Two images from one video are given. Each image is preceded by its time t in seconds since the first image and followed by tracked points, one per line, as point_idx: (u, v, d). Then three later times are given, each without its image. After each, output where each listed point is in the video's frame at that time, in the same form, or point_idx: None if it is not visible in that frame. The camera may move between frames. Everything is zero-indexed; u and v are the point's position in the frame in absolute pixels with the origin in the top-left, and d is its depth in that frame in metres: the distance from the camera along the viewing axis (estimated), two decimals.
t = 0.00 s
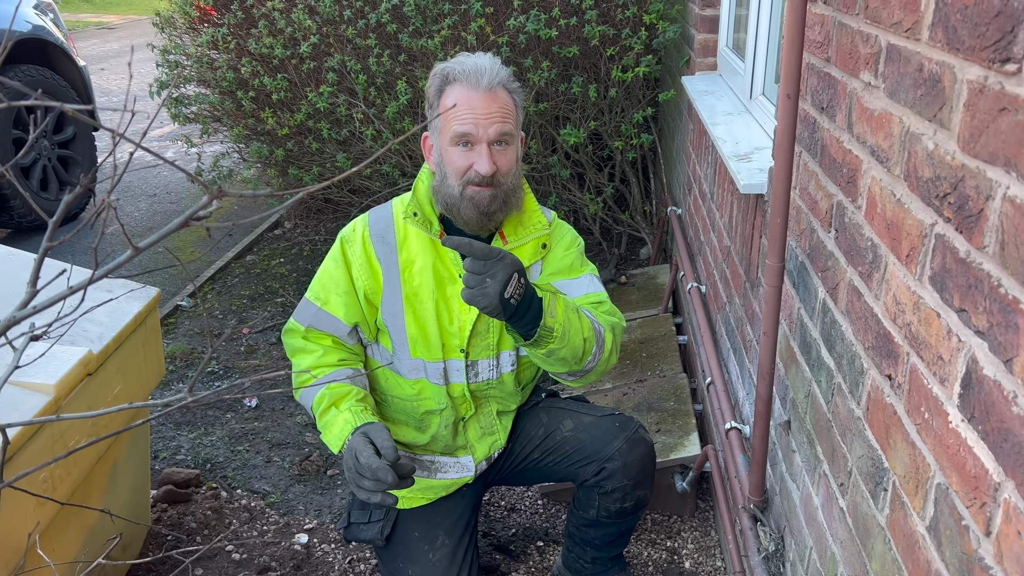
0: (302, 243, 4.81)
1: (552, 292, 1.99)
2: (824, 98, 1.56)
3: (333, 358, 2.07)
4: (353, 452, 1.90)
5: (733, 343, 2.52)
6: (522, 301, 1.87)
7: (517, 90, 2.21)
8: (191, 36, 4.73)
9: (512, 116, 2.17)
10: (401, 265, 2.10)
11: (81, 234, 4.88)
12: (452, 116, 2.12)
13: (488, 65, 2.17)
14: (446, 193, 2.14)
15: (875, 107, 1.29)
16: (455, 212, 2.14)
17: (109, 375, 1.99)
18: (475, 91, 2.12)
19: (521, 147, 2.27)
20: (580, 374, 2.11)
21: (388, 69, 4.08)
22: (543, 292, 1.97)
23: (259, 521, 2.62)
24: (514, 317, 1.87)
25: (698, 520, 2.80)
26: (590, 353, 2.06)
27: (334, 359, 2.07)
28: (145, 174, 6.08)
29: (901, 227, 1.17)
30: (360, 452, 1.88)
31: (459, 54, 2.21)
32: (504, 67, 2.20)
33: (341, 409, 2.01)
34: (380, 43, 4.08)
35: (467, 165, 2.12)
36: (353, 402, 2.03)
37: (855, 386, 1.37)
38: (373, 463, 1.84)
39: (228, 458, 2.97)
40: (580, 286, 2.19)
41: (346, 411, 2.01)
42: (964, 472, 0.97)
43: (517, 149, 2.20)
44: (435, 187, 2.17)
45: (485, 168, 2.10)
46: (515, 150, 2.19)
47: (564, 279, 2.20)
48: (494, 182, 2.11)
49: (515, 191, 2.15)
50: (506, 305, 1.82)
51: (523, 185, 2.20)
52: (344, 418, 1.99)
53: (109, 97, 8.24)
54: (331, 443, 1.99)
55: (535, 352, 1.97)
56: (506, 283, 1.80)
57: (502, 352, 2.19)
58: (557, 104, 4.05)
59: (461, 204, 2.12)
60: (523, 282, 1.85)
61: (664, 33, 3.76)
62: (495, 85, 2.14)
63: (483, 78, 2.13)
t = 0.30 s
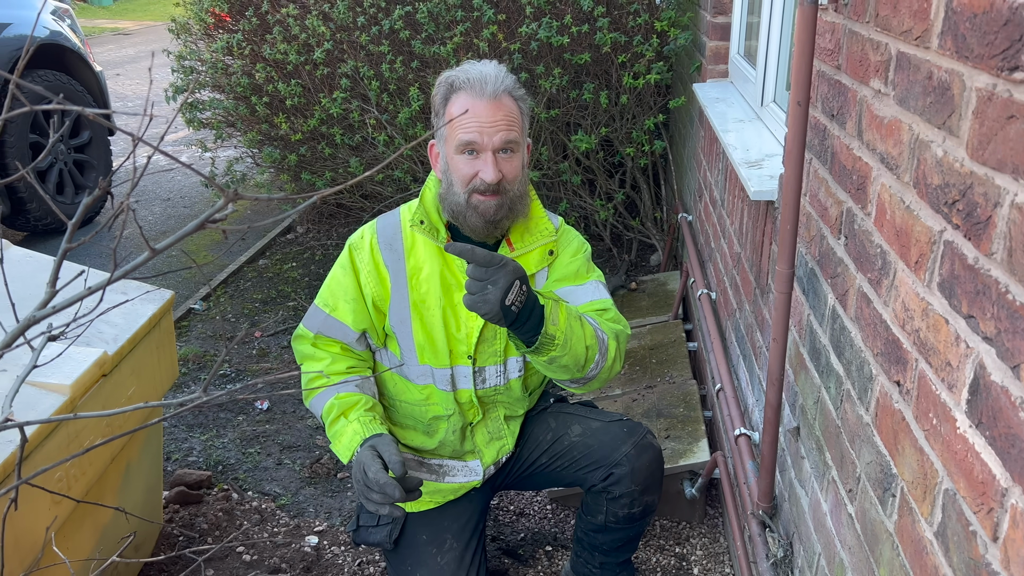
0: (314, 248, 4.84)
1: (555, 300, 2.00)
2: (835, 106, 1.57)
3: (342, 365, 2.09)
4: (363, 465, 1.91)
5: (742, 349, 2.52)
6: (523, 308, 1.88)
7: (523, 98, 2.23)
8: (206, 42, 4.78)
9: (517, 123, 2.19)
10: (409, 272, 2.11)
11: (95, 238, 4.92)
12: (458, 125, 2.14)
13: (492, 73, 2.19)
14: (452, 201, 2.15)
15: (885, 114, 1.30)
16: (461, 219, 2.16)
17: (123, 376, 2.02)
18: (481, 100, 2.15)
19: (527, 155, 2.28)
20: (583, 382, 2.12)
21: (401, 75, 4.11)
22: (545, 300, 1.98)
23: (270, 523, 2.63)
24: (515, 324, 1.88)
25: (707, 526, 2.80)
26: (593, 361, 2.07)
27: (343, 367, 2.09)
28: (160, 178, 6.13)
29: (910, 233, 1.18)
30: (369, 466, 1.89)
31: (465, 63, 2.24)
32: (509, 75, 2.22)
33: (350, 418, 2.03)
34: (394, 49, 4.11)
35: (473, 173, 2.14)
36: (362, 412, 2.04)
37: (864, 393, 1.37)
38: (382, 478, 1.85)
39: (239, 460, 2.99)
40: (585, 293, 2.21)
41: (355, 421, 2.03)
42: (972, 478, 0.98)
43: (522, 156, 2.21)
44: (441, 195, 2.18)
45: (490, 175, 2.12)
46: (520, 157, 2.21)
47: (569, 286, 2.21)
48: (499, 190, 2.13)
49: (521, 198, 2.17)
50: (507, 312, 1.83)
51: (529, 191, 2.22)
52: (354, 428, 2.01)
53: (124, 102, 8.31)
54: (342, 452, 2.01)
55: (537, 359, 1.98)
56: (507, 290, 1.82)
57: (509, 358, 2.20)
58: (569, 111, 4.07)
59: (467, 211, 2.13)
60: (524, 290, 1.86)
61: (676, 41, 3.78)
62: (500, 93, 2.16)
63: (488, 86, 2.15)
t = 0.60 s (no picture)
0: (327, 252, 4.87)
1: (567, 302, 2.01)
2: (849, 112, 1.57)
3: (356, 371, 2.10)
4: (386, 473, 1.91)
5: (755, 356, 2.52)
6: (535, 310, 1.88)
7: (534, 104, 2.24)
8: (221, 47, 4.82)
9: (529, 130, 2.19)
10: (422, 277, 2.12)
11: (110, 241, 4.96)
12: (470, 132, 2.15)
13: (505, 80, 2.20)
14: (465, 208, 2.16)
15: (900, 120, 1.30)
16: (473, 226, 2.17)
17: (139, 377, 2.03)
18: (493, 107, 2.15)
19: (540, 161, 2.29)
20: (595, 386, 2.12)
21: (415, 81, 4.13)
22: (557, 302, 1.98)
23: (282, 526, 2.65)
24: (527, 325, 1.88)
25: (718, 533, 2.79)
26: (604, 364, 2.07)
27: (357, 373, 2.10)
28: (174, 182, 6.18)
29: (925, 240, 1.18)
30: (393, 477, 1.90)
31: (477, 70, 2.24)
32: (521, 82, 2.22)
33: (368, 426, 2.04)
34: (407, 55, 4.14)
35: (485, 180, 2.15)
36: (380, 420, 2.05)
37: (878, 400, 1.37)
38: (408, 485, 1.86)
39: (251, 463, 3.00)
40: (597, 297, 2.21)
41: (373, 430, 2.03)
42: (987, 485, 0.98)
43: (534, 163, 2.22)
44: (454, 202, 2.19)
45: (502, 183, 2.13)
46: (532, 163, 2.22)
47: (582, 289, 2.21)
48: (511, 197, 2.14)
49: (533, 204, 2.18)
50: (518, 312, 1.84)
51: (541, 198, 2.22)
52: (372, 436, 2.02)
53: (139, 107, 8.39)
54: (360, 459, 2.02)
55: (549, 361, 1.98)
56: (519, 289, 1.82)
57: (521, 364, 2.20)
58: (581, 116, 4.07)
59: (479, 218, 2.14)
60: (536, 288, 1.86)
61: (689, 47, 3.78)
62: (512, 100, 2.17)
63: (500, 93, 2.16)
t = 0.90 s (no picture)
0: (336, 255, 4.88)
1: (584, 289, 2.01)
2: (862, 117, 1.56)
3: (410, 388, 2.07)
4: (528, 473, 1.99)
5: (766, 361, 2.51)
6: (552, 297, 1.87)
7: (532, 102, 2.22)
8: (232, 51, 4.85)
9: (529, 129, 2.17)
10: (445, 285, 2.12)
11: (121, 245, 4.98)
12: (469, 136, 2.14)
13: (500, 82, 2.19)
14: (473, 214, 2.16)
15: (914, 126, 1.29)
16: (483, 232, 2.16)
17: (151, 380, 2.04)
18: (490, 110, 2.15)
19: (543, 159, 2.27)
20: (617, 374, 2.13)
21: (425, 86, 4.14)
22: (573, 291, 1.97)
23: (291, 529, 2.65)
24: (545, 312, 1.87)
25: (728, 539, 2.78)
26: (625, 351, 2.08)
27: (412, 390, 2.07)
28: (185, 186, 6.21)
29: (940, 245, 1.17)
30: (526, 479, 1.99)
31: (472, 76, 2.24)
32: (517, 82, 2.21)
33: (453, 442, 2.04)
34: (417, 60, 4.15)
35: (489, 183, 2.14)
36: (457, 432, 2.06)
37: (891, 406, 1.36)
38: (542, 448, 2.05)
39: (261, 466, 3.01)
40: (609, 286, 2.22)
41: (461, 443, 2.05)
42: (1003, 492, 0.97)
43: (537, 162, 2.20)
44: (462, 208, 2.19)
45: (506, 184, 2.12)
46: (535, 162, 2.20)
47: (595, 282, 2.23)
48: (516, 199, 2.13)
49: (539, 205, 2.17)
50: (536, 300, 1.83)
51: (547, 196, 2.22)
52: (464, 450, 2.04)
53: (150, 110, 8.44)
54: (463, 478, 2.03)
55: (570, 352, 1.97)
56: (536, 276, 1.81)
57: (537, 366, 2.20)
58: (591, 121, 4.07)
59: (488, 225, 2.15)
60: (552, 276, 1.86)
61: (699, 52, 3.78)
62: (509, 101, 2.16)
63: (495, 95, 2.16)
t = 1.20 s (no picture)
0: (343, 258, 4.89)
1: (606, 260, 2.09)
2: (870, 121, 1.56)
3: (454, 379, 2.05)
4: (532, 358, 1.84)
5: (773, 365, 2.50)
6: (577, 261, 1.92)
7: (521, 103, 2.22)
8: (241, 55, 4.87)
9: (519, 130, 2.15)
10: (464, 290, 2.12)
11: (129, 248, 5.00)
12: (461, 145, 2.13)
13: (483, 88, 2.19)
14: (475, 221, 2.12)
15: (922, 129, 1.29)
16: (487, 238, 2.13)
17: (159, 382, 2.05)
18: (478, 117, 2.15)
19: (537, 158, 2.25)
20: (646, 343, 2.20)
21: (432, 89, 4.14)
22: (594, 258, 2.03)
23: (297, 531, 2.65)
24: (571, 277, 1.92)
25: (734, 544, 2.77)
26: (652, 318, 2.18)
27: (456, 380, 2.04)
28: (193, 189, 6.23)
29: (948, 249, 1.17)
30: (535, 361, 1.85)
31: (456, 85, 2.25)
32: (501, 85, 2.21)
33: (475, 385, 1.96)
34: (425, 63, 4.16)
35: (486, 190, 2.11)
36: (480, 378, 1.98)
37: (899, 410, 1.36)
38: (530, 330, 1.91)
39: (267, 468, 3.02)
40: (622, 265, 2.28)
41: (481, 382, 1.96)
42: (1012, 497, 0.97)
43: (531, 161, 2.18)
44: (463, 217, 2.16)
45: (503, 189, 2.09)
46: (529, 163, 2.17)
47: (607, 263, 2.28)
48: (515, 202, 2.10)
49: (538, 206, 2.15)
50: (563, 261, 1.87)
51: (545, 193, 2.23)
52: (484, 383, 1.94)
53: (158, 113, 8.48)
54: (489, 408, 1.90)
55: (602, 318, 2.04)
56: (560, 235, 1.86)
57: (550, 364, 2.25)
58: (598, 124, 4.07)
59: (491, 230, 2.11)
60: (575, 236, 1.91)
61: (707, 55, 3.78)
62: (495, 105, 2.16)
63: (481, 102, 2.16)
